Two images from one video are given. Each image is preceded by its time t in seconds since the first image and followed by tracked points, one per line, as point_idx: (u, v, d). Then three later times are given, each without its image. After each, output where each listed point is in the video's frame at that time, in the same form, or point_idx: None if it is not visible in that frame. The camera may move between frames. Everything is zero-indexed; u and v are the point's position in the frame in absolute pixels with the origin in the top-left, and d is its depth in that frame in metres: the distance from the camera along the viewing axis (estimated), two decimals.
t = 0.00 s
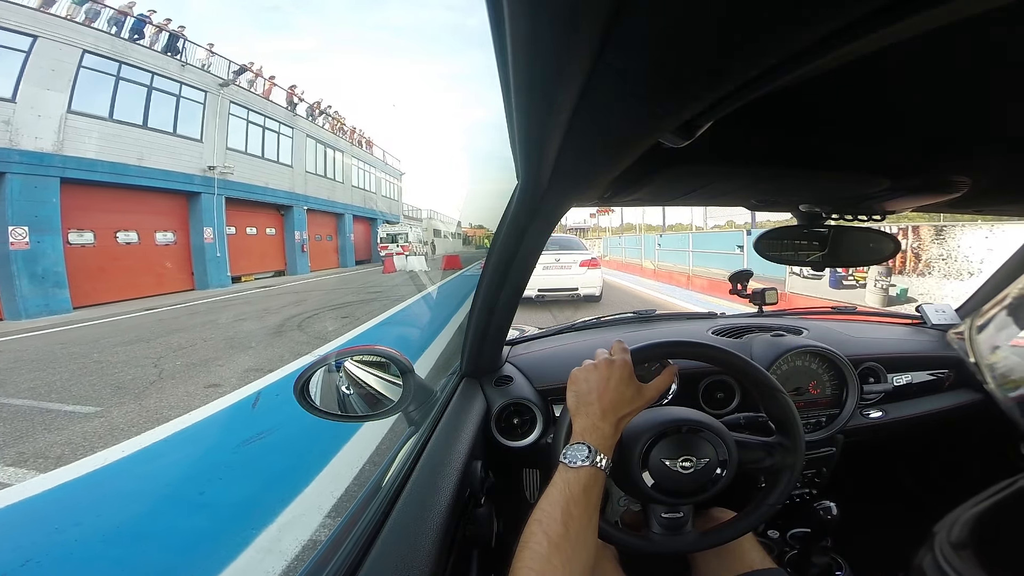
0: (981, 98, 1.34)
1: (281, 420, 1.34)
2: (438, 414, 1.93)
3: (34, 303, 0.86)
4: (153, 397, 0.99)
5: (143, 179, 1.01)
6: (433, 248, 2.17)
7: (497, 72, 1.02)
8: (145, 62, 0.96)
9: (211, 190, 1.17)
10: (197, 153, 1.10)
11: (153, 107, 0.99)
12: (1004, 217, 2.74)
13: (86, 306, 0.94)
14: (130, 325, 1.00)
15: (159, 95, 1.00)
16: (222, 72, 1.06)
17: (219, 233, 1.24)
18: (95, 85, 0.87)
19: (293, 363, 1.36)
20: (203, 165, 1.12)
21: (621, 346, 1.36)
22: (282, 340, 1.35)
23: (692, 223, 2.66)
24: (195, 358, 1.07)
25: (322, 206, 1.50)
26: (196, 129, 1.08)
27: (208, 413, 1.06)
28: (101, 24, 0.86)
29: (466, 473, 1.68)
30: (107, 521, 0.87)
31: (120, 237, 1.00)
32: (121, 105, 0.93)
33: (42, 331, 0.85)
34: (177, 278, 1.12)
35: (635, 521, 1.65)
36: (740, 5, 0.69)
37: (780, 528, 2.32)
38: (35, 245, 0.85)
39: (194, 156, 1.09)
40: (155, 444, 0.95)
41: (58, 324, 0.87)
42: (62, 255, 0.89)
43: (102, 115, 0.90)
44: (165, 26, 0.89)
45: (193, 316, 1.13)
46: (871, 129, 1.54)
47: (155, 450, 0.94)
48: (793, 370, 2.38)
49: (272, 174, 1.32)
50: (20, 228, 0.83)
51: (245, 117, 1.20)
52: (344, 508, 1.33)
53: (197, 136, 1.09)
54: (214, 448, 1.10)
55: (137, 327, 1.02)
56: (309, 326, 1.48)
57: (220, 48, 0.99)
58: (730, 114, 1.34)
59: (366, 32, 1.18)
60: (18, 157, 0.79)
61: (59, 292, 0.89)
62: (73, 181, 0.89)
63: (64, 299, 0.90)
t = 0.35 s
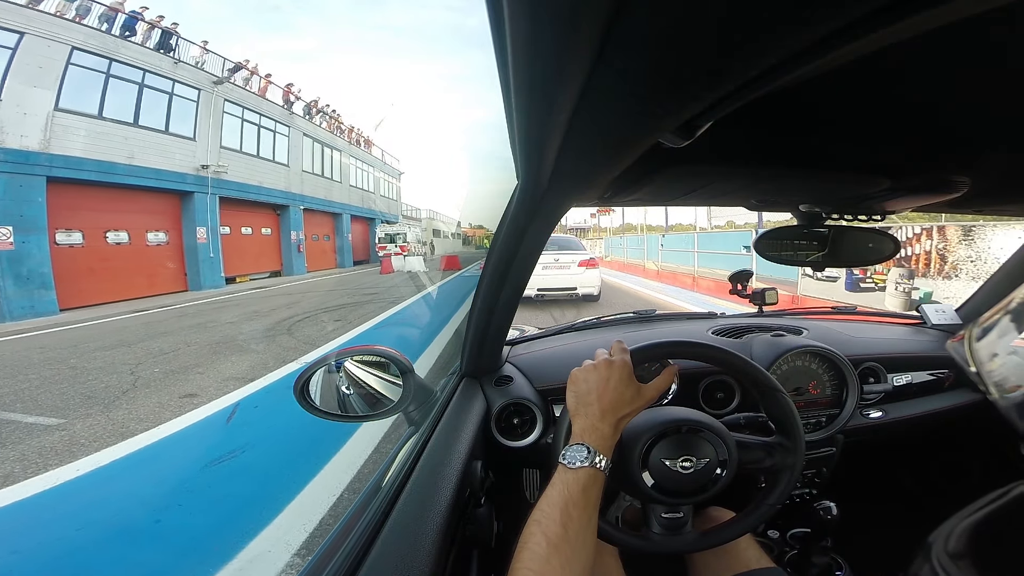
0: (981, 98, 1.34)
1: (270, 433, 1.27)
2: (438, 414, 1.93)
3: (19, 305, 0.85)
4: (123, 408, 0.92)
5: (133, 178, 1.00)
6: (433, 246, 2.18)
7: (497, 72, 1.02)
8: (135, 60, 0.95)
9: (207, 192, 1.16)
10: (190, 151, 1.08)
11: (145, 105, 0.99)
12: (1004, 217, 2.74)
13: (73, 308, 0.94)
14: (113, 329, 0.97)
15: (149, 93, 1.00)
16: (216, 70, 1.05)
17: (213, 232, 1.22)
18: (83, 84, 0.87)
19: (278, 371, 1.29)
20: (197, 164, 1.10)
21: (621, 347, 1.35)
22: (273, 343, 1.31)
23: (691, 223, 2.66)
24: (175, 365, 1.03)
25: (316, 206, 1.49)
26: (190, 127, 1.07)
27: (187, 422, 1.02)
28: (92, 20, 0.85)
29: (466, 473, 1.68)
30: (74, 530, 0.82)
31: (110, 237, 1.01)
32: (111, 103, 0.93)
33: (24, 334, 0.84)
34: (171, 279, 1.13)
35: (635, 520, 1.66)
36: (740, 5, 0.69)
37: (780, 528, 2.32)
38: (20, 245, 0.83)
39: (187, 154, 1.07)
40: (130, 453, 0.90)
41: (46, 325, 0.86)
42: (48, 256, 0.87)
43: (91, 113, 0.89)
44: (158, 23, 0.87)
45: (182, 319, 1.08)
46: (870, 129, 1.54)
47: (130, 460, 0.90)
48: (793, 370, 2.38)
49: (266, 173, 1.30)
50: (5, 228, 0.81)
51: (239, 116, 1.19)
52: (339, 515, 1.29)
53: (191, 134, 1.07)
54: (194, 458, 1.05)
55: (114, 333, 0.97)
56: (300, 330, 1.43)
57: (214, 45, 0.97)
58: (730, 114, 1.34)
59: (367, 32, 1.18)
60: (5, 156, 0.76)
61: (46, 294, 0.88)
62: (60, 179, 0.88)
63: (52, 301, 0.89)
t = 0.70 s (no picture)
0: (980, 99, 1.34)
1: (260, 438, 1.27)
2: (438, 414, 1.94)
3: (5, 306, 0.80)
4: (89, 419, 0.90)
5: (125, 176, 0.98)
6: (432, 246, 2.21)
7: (498, 72, 1.02)
8: (126, 56, 0.95)
9: (199, 189, 1.17)
10: (183, 150, 1.08)
11: (137, 103, 0.97)
12: (1004, 217, 2.75)
13: (63, 309, 0.91)
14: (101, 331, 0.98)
15: (142, 91, 0.98)
16: (211, 69, 1.04)
17: (207, 232, 1.23)
18: (71, 80, 0.86)
19: (259, 380, 1.24)
20: (190, 162, 1.10)
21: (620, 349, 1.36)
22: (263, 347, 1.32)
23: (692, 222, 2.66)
24: (155, 370, 1.03)
25: (314, 205, 1.48)
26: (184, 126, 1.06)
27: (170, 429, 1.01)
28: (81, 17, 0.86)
29: (466, 473, 1.68)
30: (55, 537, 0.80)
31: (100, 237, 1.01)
32: (100, 101, 0.91)
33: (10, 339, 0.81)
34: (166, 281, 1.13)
35: (635, 519, 1.67)
36: (740, 5, 0.69)
37: (780, 528, 2.32)
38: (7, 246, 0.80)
39: (180, 153, 1.07)
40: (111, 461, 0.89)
41: (32, 327, 0.85)
42: (35, 256, 0.84)
43: (81, 112, 0.88)
44: (150, 20, 0.88)
45: (170, 322, 1.08)
46: (870, 129, 1.54)
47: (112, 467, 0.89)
48: (793, 370, 2.37)
49: (264, 172, 1.31)
50: None
51: (235, 114, 1.19)
52: (337, 518, 1.28)
53: (184, 133, 1.06)
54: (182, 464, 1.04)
55: (98, 335, 0.97)
56: (289, 334, 1.44)
57: (208, 43, 0.98)
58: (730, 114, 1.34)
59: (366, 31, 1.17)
60: None
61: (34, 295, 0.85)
62: (47, 178, 0.87)
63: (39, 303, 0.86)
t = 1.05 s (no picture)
0: (980, 99, 1.34)
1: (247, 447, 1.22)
2: (438, 414, 1.93)
3: None
4: (55, 431, 0.82)
5: (112, 175, 0.98)
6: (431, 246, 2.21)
7: (498, 71, 1.01)
8: (118, 54, 0.94)
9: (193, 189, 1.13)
10: (176, 149, 1.07)
11: (129, 101, 0.97)
12: (1005, 217, 2.74)
13: (54, 310, 0.90)
14: (84, 333, 0.93)
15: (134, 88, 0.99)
16: (206, 66, 1.05)
17: (201, 232, 1.21)
18: (62, 77, 0.84)
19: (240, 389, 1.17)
20: (183, 161, 1.09)
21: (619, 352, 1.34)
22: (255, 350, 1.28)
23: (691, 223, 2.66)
24: (132, 378, 0.99)
25: (313, 205, 1.50)
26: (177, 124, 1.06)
27: (143, 442, 0.94)
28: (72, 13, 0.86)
29: (466, 474, 1.68)
30: (13, 556, 0.73)
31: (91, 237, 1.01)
32: (91, 98, 0.89)
33: None
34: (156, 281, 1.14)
35: (635, 520, 1.67)
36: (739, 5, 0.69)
37: (780, 528, 2.33)
38: None
39: (175, 151, 1.07)
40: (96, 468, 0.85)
41: (19, 330, 0.84)
42: (22, 256, 0.85)
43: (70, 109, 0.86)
44: (143, 16, 0.88)
45: (159, 323, 1.07)
46: (870, 130, 1.54)
47: (81, 481, 0.83)
48: (793, 370, 2.37)
49: (259, 171, 1.29)
50: None
51: (229, 113, 1.17)
52: (328, 529, 1.26)
53: (177, 131, 1.06)
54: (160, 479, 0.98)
55: (80, 339, 0.92)
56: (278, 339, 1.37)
57: (202, 41, 0.97)
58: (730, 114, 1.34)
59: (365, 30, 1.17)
60: None
61: (20, 296, 0.85)
62: (34, 177, 0.85)
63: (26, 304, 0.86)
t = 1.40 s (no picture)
0: (980, 99, 1.34)
1: (227, 462, 1.19)
2: (438, 414, 1.94)
3: None
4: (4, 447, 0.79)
5: (103, 174, 0.97)
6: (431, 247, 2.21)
7: (498, 71, 1.01)
8: (109, 51, 0.94)
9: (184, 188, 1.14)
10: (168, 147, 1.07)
11: (119, 98, 0.97)
12: (1005, 216, 2.74)
13: (37, 312, 0.88)
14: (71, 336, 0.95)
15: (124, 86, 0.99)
16: (200, 63, 1.05)
17: (193, 232, 1.21)
18: (49, 75, 0.83)
19: (214, 402, 1.15)
20: (175, 160, 1.09)
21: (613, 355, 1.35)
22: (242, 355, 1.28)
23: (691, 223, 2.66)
24: (101, 388, 0.95)
25: (309, 203, 1.52)
26: (168, 122, 1.05)
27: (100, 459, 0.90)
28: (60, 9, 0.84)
29: (466, 474, 1.68)
30: None
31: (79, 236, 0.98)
32: (78, 96, 0.89)
33: None
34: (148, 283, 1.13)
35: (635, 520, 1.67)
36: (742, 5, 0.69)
37: (780, 528, 2.33)
38: None
39: (166, 149, 1.06)
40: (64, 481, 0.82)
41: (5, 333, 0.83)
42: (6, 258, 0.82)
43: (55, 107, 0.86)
44: (134, 12, 0.88)
45: (142, 328, 1.08)
46: (870, 130, 1.54)
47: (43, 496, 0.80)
48: (793, 370, 2.37)
49: (253, 170, 1.32)
50: None
51: (225, 111, 1.17)
52: (327, 531, 1.25)
53: (169, 130, 1.06)
54: (130, 496, 0.96)
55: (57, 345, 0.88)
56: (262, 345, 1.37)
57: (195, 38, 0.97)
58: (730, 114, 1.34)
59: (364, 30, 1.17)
60: None
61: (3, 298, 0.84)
62: (20, 176, 0.84)
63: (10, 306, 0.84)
